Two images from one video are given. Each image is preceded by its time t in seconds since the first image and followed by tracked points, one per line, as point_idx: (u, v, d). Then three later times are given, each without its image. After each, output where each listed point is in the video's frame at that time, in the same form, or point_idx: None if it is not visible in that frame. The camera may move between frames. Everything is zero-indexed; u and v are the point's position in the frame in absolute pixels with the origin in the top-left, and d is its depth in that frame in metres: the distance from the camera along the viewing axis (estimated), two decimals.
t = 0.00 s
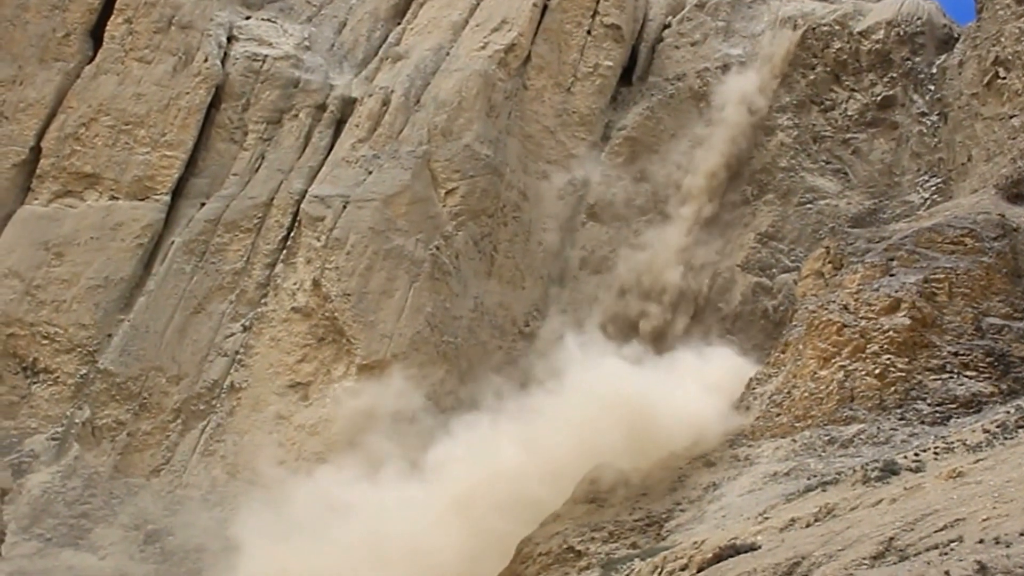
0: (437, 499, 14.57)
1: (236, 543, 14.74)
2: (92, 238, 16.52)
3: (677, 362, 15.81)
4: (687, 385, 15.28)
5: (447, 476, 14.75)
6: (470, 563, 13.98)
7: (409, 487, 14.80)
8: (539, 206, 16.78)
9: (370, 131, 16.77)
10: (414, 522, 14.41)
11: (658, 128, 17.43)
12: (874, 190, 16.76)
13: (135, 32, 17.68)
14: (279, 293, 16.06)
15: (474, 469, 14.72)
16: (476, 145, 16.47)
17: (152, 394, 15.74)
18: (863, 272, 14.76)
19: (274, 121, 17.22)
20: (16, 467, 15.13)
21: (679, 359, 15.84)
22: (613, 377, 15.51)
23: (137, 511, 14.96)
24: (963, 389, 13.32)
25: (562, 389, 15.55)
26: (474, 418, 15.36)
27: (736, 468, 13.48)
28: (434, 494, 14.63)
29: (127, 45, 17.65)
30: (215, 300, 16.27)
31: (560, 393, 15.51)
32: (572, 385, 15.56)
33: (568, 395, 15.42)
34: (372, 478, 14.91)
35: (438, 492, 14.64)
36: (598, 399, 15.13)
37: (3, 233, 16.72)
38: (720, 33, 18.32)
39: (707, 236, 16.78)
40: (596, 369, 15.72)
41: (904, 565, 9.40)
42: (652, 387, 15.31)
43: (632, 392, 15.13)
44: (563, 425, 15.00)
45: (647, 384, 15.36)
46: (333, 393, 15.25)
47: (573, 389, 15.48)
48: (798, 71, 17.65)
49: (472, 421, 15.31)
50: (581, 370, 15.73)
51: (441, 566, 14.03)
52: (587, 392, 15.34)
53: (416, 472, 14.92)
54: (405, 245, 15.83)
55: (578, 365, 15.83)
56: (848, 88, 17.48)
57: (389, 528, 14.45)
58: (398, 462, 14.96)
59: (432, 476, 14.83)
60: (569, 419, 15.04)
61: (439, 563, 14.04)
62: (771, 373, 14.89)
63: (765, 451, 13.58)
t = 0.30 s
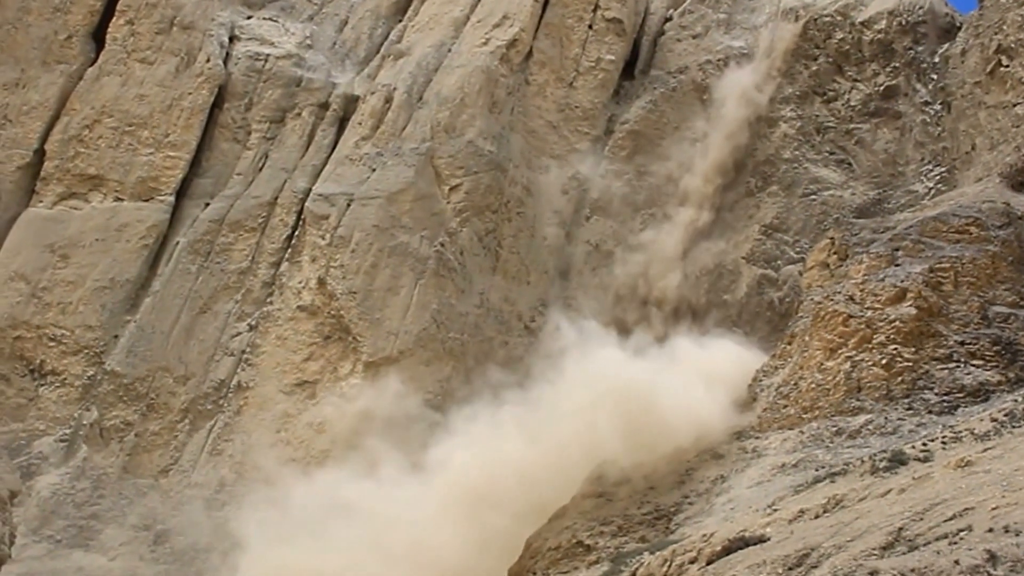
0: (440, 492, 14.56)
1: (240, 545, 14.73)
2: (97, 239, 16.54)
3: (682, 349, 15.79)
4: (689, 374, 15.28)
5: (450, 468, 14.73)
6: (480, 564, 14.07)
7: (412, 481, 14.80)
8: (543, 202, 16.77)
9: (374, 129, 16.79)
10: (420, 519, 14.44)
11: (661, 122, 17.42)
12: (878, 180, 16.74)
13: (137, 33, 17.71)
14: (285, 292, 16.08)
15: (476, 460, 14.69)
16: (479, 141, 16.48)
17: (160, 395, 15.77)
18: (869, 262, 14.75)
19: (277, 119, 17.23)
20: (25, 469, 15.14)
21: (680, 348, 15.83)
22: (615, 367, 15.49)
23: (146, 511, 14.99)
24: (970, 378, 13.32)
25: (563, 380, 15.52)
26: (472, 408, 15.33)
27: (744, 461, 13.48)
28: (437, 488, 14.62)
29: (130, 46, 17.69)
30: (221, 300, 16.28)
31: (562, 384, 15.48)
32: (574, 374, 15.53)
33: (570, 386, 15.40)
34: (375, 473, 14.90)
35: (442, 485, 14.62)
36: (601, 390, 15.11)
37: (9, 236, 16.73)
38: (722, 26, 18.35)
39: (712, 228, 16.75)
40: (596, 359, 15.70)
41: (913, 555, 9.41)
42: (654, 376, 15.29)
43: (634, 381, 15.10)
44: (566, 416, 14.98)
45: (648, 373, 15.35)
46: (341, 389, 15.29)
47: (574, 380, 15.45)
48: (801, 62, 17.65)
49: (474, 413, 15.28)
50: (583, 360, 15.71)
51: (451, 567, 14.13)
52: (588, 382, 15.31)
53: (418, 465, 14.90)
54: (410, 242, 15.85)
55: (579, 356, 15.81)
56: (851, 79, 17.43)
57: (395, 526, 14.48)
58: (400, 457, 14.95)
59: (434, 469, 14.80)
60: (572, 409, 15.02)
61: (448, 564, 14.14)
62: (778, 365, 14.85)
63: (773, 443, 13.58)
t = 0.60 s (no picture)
0: (449, 489, 14.58)
1: (250, 548, 14.75)
2: (103, 245, 16.57)
3: (688, 339, 15.78)
4: (693, 364, 15.29)
5: (457, 464, 14.73)
6: (490, 561, 14.11)
7: (419, 479, 14.82)
8: (547, 198, 16.78)
9: (376, 129, 16.83)
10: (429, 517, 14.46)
11: (663, 116, 17.44)
12: (881, 170, 16.71)
13: (138, 39, 17.74)
14: (291, 294, 16.10)
15: (483, 455, 14.71)
16: (482, 139, 16.49)
17: (168, 399, 15.79)
18: (873, 252, 14.79)
19: (279, 122, 17.24)
20: (36, 476, 15.22)
21: (683, 338, 15.85)
22: (618, 358, 15.50)
23: (157, 515, 15.03)
24: (978, 366, 13.34)
25: (566, 372, 15.52)
26: (473, 401, 15.33)
27: (754, 453, 13.52)
28: (446, 484, 14.63)
29: (132, 51, 17.72)
30: (227, 303, 16.31)
31: (565, 376, 15.49)
32: (578, 367, 15.55)
33: (574, 377, 15.40)
34: (382, 472, 14.92)
35: (449, 481, 14.64)
36: (605, 382, 15.12)
37: (15, 244, 16.75)
38: (721, 19, 18.35)
39: (715, 222, 16.82)
40: (599, 351, 15.71)
41: (924, 544, 9.45)
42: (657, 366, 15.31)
43: (639, 372, 15.12)
44: (571, 408, 14.98)
45: (652, 364, 15.36)
46: (350, 390, 15.29)
47: (578, 372, 15.45)
48: (802, 54, 17.68)
49: (478, 407, 15.29)
50: (587, 353, 15.73)
51: (461, 564, 14.13)
52: (593, 373, 15.32)
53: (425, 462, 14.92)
54: (415, 241, 15.86)
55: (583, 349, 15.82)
56: (851, 69, 17.48)
57: (404, 524, 14.49)
58: (408, 454, 14.98)
59: (442, 465, 14.82)
60: (577, 401, 15.03)
61: (459, 561, 14.15)
62: (785, 357, 14.87)
63: (782, 435, 13.60)
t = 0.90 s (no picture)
0: (458, 486, 14.57)
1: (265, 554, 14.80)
2: (110, 254, 16.58)
3: (695, 331, 15.79)
4: (699, 355, 15.29)
5: (465, 460, 14.70)
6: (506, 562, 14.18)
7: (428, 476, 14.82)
8: (552, 197, 16.79)
9: (380, 133, 16.84)
10: (442, 516, 14.47)
11: (666, 112, 17.44)
12: (885, 160, 16.73)
13: (140, 48, 17.77)
14: (299, 299, 16.10)
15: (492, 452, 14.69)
16: (485, 139, 16.51)
17: (180, 407, 15.81)
18: (880, 242, 14.80)
19: (283, 127, 17.26)
20: (50, 487, 15.25)
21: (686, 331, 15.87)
22: (623, 352, 15.50)
23: (171, 523, 15.08)
24: (987, 353, 13.34)
25: (570, 367, 15.52)
26: (476, 397, 15.27)
27: (766, 446, 13.55)
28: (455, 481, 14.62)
29: (134, 61, 17.74)
30: (236, 309, 16.32)
31: (570, 371, 15.49)
32: (582, 362, 15.54)
33: (579, 372, 15.40)
34: (393, 471, 14.93)
35: (459, 479, 14.62)
36: (610, 374, 15.10)
37: (22, 256, 16.78)
38: (722, 12, 18.25)
39: (721, 216, 16.82)
40: (603, 346, 15.71)
41: (939, 532, 9.58)
42: (662, 359, 15.31)
43: (646, 366, 15.12)
44: (578, 402, 14.99)
45: (659, 357, 15.36)
46: (361, 394, 15.28)
47: (583, 366, 15.44)
48: (802, 45, 17.68)
49: (483, 403, 15.26)
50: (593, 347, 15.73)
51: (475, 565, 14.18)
52: (600, 367, 15.30)
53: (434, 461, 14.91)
54: (422, 243, 15.87)
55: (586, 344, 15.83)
56: (853, 60, 17.49)
57: (416, 523, 14.50)
58: (417, 453, 14.97)
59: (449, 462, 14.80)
60: (584, 395, 15.02)
61: (472, 562, 14.21)
62: (795, 349, 14.85)
63: (794, 427, 13.62)
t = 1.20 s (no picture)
0: (472, 484, 14.54)
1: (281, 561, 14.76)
2: (118, 266, 16.58)
3: (703, 323, 15.81)
4: (706, 347, 15.30)
5: (477, 458, 14.68)
6: (521, 561, 14.18)
7: (440, 475, 14.78)
8: (559, 195, 16.77)
9: (384, 136, 16.80)
10: (456, 514, 14.44)
11: (671, 107, 17.38)
12: (890, 147, 16.78)
13: (142, 58, 17.77)
14: (309, 304, 16.08)
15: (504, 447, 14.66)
16: (490, 139, 16.51)
17: (193, 416, 15.80)
18: (888, 231, 14.84)
19: (288, 133, 17.24)
20: (65, 500, 15.25)
21: (693, 322, 15.87)
22: (631, 344, 15.49)
23: (186, 533, 15.07)
24: (999, 338, 13.38)
25: (579, 361, 15.50)
26: (481, 395, 15.24)
27: (780, 438, 13.58)
28: (467, 478, 14.60)
29: (136, 71, 17.73)
30: (246, 317, 16.31)
31: (578, 364, 15.47)
32: (590, 355, 15.52)
33: (586, 366, 15.37)
34: (405, 472, 14.92)
35: (471, 478, 14.58)
36: (620, 367, 15.09)
37: (31, 270, 16.80)
38: (721, 6, 18.19)
39: (728, 208, 16.78)
40: (610, 338, 15.69)
41: (956, 519, 9.52)
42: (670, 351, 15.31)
43: (653, 359, 15.11)
44: (588, 396, 14.97)
45: (665, 348, 15.35)
46: (373, 398, 15.26)
47: (591, 360, 15.43)
48: (804, 36, 17.66)
49: (492, 399, 15.24)
50: (598, 341, 15.70)
51: (490, 564, 14.15)
52: (606, 361, 15.28)
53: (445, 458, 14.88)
54: (430, 245, 15.85)
55: (593, 337, 15.80)
56: (856, 50, 17.56)
57: (429, 523, 14.46)
58: (428, 454, 14.95)
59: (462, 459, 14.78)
60: (594, 389, 15.01)
61: (488, 560, 14.18)
62: (805, 340, 14.90)
63: (807, 418, 13.60)
